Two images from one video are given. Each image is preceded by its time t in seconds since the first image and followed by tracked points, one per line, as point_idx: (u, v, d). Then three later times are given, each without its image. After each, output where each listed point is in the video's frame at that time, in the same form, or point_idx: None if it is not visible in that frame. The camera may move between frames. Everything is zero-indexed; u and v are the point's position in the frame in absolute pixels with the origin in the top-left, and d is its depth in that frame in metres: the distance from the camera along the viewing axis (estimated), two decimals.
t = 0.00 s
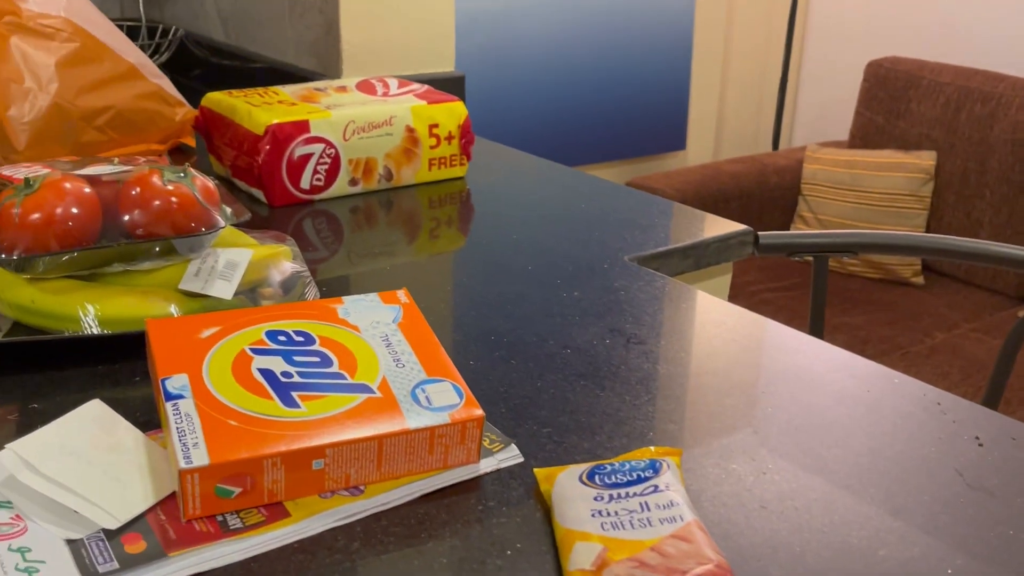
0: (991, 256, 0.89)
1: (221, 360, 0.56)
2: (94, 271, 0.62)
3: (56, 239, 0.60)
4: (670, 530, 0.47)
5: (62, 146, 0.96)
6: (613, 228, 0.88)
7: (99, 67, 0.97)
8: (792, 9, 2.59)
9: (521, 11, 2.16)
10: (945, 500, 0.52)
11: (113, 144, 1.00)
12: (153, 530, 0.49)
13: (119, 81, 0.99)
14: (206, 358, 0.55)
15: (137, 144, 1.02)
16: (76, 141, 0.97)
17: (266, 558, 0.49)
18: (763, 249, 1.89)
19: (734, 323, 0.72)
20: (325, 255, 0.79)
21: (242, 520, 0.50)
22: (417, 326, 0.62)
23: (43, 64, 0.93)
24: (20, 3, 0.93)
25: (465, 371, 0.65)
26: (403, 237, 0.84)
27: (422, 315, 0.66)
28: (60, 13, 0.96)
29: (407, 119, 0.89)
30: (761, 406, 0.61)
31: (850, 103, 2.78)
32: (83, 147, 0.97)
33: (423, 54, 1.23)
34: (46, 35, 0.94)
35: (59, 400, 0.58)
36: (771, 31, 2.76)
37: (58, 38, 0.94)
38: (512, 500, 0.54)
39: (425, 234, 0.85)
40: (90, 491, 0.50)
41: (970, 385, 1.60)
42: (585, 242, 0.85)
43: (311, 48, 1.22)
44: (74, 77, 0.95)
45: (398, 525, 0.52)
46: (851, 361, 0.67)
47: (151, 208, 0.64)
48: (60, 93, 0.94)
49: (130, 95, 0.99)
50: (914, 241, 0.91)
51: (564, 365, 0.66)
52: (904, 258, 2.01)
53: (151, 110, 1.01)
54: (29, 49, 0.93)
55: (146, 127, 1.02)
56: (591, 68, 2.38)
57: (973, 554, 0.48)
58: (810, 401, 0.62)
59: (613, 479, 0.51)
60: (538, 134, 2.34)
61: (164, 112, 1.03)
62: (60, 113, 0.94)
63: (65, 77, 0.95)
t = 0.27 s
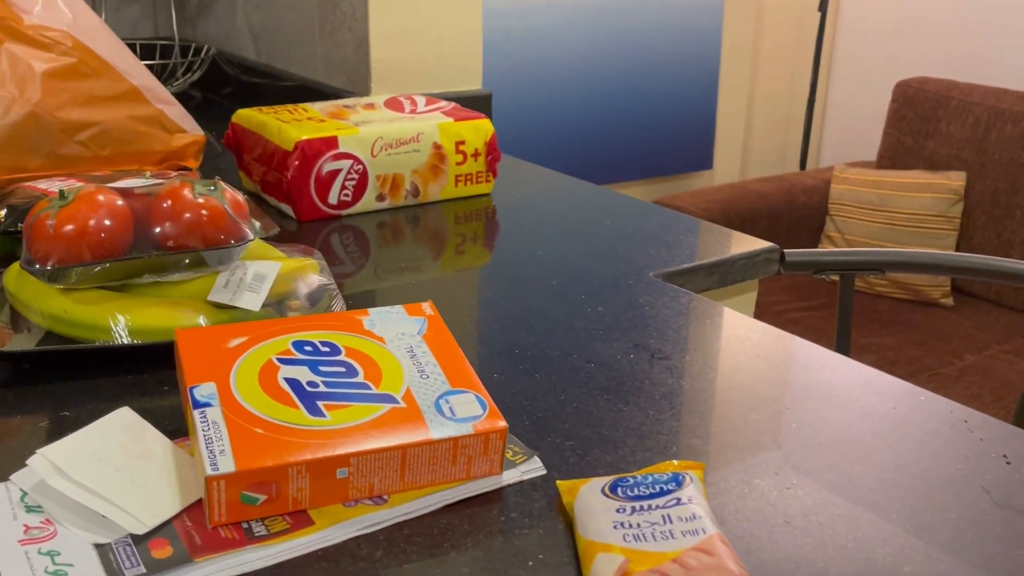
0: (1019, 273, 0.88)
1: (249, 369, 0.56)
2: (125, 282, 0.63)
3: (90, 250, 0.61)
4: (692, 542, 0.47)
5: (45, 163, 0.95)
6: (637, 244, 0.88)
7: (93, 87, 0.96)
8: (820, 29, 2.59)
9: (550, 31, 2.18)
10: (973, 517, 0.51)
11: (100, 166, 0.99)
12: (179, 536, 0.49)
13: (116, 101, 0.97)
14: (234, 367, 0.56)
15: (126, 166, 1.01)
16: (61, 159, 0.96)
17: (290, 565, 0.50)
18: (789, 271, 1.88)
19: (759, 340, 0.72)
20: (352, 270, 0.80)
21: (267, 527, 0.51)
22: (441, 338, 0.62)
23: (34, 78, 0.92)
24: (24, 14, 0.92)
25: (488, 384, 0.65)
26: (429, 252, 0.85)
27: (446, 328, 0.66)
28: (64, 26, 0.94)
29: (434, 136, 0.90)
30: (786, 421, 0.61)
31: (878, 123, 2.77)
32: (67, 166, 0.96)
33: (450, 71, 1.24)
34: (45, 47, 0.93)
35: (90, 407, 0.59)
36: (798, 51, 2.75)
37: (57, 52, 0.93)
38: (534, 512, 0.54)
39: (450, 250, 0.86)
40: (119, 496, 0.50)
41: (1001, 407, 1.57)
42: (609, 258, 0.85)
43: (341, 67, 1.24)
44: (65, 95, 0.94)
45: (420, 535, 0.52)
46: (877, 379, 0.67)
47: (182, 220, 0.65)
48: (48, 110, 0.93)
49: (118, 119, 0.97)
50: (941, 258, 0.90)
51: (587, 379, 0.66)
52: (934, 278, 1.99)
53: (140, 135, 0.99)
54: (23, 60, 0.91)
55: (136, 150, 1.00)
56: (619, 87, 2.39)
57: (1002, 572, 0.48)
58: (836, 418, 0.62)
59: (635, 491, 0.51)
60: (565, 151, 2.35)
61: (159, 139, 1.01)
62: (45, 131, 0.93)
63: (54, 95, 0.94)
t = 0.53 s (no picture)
0: None
1: (271, 380, 0.57)
2: (151, 294, 0.64)
3: (117, 262, 0.63)
4: (710, 556, 0.47)
5: (31, 169, 0.97)
6: (658, 259, 0.88)
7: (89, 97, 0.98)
8: (843, 45, 2.59)
9: (571, 47, 2.19)
10: (996, 534, 0.51)
11: (87, 178, 1.00)
12: (202, 545, 0.50)
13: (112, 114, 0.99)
14: (257, 378, 0.57)
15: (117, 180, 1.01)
16: (46, 165, 0.97)
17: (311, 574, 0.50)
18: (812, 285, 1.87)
19: (780, 354, 0.72)
20: (374, 283, 0.81)
21: (288, 536, 0.51)
22: (461, 351, 0.63)
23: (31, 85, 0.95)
24: (28, 20, 0.96)
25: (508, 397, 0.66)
26: (450, 266, 0.86)
27: (466, 340, 0.67)
28: (69, 36, 0.98)
29: (455, 151, 0.91)
30: (807, 436, 0.61)
31: (902, 139, 2.75)
32: (52, 172, 0.97)
33: (471, 87, 1.25)
34: (45, 54, 0.96)
35: (115, 417, 0.60)
36: (821, 67, 2.75)
37: (57, 60, 0.96)
38: (554, 524, 0.54)
39: (471, 264, 0.87)
40: (143, 505, 0.51)
41: None
42: (629, 273, 0.85)
43: (364, 83, 1.26)
44: (61, 104, 0.97)
45: (440, 545, 0.52)
46: (899, 394, 0.66)
47: (207, 233, 0.66)
48: (38, 116, 0.95)
49: (112, 132, 0.99)
50: (965, 276, 0.89)
51: (607, 393, 0.66)
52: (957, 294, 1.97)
53: (132, 151, 1.01)
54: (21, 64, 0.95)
55: (126, 165, 1.01)
56: (640, 103, 2.40)
57: None
58: (857, 433, 0.61)
59: (654, 504, 0.51)
60: (587, 167, 2.35)
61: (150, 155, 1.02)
62: (34, 137, 0.95)
63: (49, 103, 0.96)
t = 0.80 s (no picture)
0: None
1: (282, 384, 0.57)
2: (164, 298, 0.65)
3: (131, 266, 0.63)
4: (721, 561, 0.46)
5: (58, 126, 0.91)
6: (670, 266, 0.88)
7: (127, 62, 0.95)
8: (858, 54, 2.58)
9: (584, 56, 2.20)
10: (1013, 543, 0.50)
11: (116, 143, 0.95)
12: (212, 547, 0.50)
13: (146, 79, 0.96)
14: (268, 381, 0.57)
15: (146, 147, 0.97)
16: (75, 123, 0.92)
17: None
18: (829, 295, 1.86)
19: (793, 361, 0.71)
20: (387, 289, 0.81)
21: (298, 539, 0.51)
22: (473, 355, 0.63)
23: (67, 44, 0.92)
24: None
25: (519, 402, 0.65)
26: (463, 273, 0.86)
27: (478, 345, 0.67)
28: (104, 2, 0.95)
29: (468, 159, 0.91)
30: (821, 443, 0.60)
31: (918, 148, 2.74)
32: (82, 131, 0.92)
33: (485, 95, 1.26)
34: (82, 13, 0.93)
35: (128, 421, 0.60)
36: (836, 76, 2.74)
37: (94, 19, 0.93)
38: (564, 529, 0.53)
39: (484, 271, 0.87)
40: (153, 507, 0.51)
41: None
42: (641, 280, 0.85)
43: (378, 92, 1.27)
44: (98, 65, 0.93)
45: (450, 549, 0.52)
46: (914, 401, 0.66)
47: (220, 238, 0.66)
48: (73, 73, 0.91)
49: (149, 98, 0.95)
50: (981, 283, 0.88)
51: (619, 399, 0.66)
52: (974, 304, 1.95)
53: (167, 120, 0.97)
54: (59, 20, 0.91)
55: (159, 134, 0.97)
56: (654, 112, 2.39)
57: None
58: (871, 439, 0.61)
59: (665, 509, 0.50)
60: (601, 175, 2.35)
61: (184, 126, 0.99)
62: (65, 92, 0.90)
63: (85, 61, 0.92)
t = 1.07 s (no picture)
0: None
1: (288, 396, 0.58)
2: (172, 309, 0.65)
3: (139, 278, 0.63)
4: (724, 575, 0.46)
5: (98, 62, 0.94)
6: (676, 275, 0.88)
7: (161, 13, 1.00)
8: (866, 61, 2.58)
9: (591, 64, 2.20)
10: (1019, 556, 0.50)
11: (150, 87, 0.98)
12: (217, 559, 0.50)
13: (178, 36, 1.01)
14: (274, 393, 0.57)
15: (177, 98, 1.01)
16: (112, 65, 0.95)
17: None
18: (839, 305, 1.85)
19: (799, 372, 0.71)
20: (394, 299, 0.81)
21: (302, 551, 0.51)
22: (477, 366, 0.63)
23: None
24: None
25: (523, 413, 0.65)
26: (469, 282, 0.86)
27: (483, 356, 0.67)
28: None
29: (475, 168, 0.91)
30: (826, 455, 0.60)
31: (927, 155, 2.73)
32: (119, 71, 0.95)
33: (492, 104, 1.26)
34: None
35: (135, 431, 0.61)
36: (844, 84, 2.74)
37: None
38: (567, 541, 0.53)
39: (491, 280, 0.87)
40: (159, 519, 0.51)
41: None
42: (648, 289, 0.85)
43: (386, 101, 1.27)
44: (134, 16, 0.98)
45: (453, 561, 0.52)
46: (919, 412, 0.65)
47: (227, 250, 0.67)
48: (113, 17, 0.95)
49: (183, 49, 1.00)
50: (988, 292, 0.88)
51: (623, 410, 0.66)
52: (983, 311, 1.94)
53: (196, 73, 1.02)
54: None
55: (187, 87, 1.02)
56: (662, 121, 2.39)
57: None
58: (877, 451, 0.60)
59: (667, 523, 0.50)
60: (610, 184, 2.35)
61: (210, 85, 1.04)
62: (108, 30, 0.94)
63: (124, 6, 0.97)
